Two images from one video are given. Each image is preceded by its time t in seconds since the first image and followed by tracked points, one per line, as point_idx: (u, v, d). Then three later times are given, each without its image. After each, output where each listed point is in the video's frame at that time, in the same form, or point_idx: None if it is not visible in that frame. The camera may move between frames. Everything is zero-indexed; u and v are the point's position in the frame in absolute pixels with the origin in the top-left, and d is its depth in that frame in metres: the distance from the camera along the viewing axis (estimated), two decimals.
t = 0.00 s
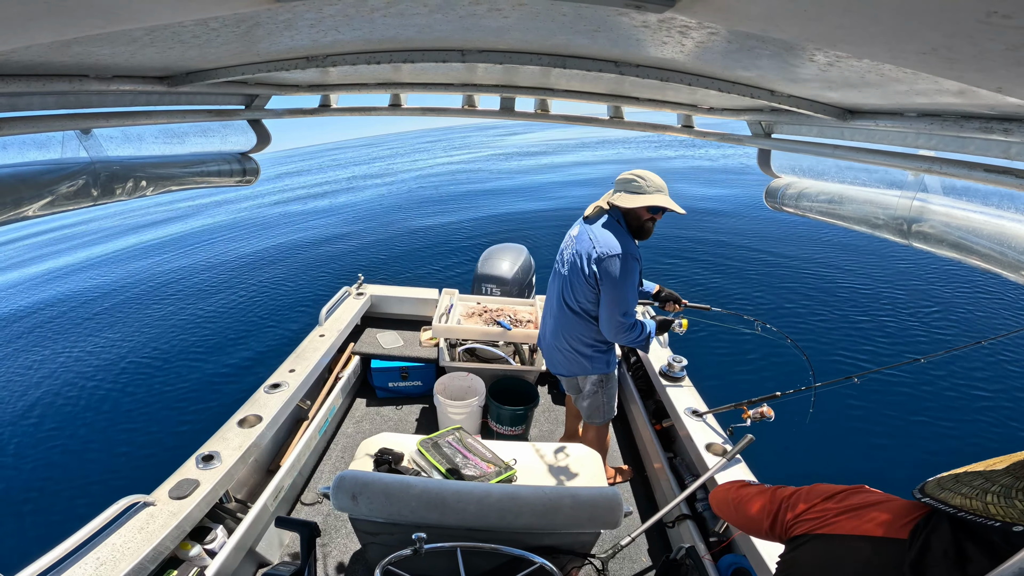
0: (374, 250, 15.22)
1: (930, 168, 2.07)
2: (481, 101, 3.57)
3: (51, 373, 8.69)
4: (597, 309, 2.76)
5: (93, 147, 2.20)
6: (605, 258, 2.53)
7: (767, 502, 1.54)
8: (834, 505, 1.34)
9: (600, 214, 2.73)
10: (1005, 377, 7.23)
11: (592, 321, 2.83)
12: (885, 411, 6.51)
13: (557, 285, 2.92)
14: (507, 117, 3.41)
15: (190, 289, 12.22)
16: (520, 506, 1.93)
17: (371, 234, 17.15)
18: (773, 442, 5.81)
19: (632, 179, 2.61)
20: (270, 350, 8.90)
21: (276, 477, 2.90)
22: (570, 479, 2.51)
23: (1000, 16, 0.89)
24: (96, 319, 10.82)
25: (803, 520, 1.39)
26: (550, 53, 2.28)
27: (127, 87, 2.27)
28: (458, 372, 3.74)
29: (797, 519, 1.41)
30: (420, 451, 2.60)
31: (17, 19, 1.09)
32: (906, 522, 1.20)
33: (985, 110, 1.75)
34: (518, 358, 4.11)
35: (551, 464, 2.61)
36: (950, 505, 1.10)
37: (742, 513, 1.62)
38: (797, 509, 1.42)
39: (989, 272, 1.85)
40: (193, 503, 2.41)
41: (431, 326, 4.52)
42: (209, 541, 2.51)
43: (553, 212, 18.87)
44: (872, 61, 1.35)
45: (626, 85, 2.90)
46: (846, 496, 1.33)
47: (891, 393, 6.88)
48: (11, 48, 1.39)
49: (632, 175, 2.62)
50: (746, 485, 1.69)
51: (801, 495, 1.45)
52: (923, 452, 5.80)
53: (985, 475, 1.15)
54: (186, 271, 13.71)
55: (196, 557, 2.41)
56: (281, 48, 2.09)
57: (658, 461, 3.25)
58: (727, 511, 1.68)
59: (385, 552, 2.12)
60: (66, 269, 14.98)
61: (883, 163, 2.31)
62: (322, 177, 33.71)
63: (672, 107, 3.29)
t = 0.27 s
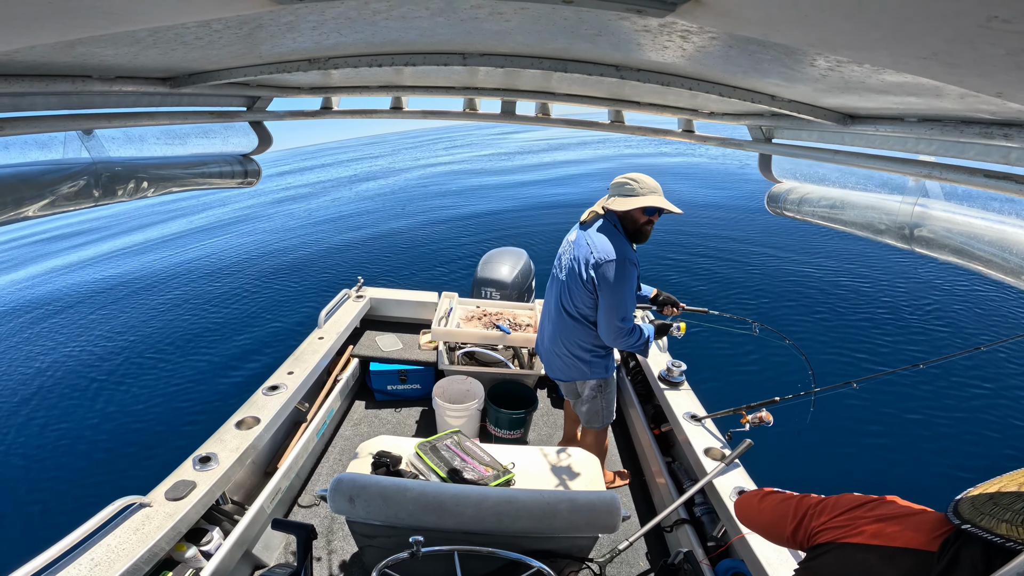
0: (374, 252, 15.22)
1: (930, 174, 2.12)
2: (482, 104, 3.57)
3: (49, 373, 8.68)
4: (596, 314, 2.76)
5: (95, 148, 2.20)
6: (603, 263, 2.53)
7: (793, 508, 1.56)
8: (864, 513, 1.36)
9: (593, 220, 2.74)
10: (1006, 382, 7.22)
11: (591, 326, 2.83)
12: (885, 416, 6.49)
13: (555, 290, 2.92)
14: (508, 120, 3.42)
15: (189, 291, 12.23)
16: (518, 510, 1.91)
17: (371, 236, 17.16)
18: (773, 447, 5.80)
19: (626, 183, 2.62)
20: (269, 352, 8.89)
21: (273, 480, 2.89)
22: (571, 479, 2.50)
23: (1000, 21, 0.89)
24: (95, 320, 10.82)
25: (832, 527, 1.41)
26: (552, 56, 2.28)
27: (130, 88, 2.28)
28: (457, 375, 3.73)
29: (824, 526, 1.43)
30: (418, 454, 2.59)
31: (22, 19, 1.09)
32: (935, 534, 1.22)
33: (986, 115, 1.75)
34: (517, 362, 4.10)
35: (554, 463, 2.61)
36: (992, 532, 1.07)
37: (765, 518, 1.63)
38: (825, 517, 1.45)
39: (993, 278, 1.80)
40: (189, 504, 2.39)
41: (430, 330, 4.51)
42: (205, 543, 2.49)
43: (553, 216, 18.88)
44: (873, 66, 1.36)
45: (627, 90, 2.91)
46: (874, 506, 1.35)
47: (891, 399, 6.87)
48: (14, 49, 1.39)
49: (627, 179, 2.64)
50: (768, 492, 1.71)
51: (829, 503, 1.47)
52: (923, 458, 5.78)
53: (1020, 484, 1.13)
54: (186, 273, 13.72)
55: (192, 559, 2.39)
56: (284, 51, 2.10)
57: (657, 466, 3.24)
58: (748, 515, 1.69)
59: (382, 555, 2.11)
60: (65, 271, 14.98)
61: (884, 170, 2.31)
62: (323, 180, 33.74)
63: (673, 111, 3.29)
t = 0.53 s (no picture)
0: (375, 253, 15.23)
1: (931, 176, 2.10)
2: (483, 106, 3.58)
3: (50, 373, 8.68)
4: (597, 315, 2.75)
5: (98, 149, 2.21)
6: (604, 265, 2.54)
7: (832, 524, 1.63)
8: (908, 528, 1.43)
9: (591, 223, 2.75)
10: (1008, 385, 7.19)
11: (592, 327, 2.83)
12: (886, 419, 6.47)
13: (557, 292, 2.92)
14: (509, 122, 3.42)
15: (190, 291, 12.24)
16: (518, 512, 1.91)
17: (371, 237, 17.17)
18: (773, 449, 5.78)
19: (625, 185, 2.64)
20: (270, 352, 8.89)
21: (273, 481, 2.89)
22: (575, 479, 2.50)
23: (1001, 22, 0.89)
24: (95, 320, 10.82)
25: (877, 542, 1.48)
26: (553, 58, 2.29)
27: (132, 89, 2.29)
28: (458, 377, 3.73)
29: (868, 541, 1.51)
30: (418, 455, 2.59)
31: (23, 20, 1.09)
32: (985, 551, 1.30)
33: (986, 118, 1.75)
34: (517, 364, 4.10)
35: (556, 463, 2.61)
36: None
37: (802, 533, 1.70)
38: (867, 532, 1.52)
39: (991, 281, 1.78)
40: (188, 505, 2.39)
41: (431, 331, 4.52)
42: (205, 544, 2.49)
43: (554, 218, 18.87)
44: (874, 68, 1.36)
45: (628, 91, 2.91)
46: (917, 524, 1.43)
47: (893, 402, 6.85)
48: (17, 49, 1.40)
49: (626, 180, 2.65)
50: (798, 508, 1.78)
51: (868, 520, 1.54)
52: (924, 461, 5.76)
53: None
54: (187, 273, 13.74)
55: (191, 559, 2.39)
56: (285, 52, 2.11)
57: (657, 468, 3.23)
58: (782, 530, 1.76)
59: (381, 556, 2.11)
60: (65, 271, 15.00)
61: (884, 171, 2.31)
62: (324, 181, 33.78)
63: (674, 113, 3.29)
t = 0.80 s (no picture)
0: (377, 252, 15.23)
1: (933, 174, 2.09)
2: (484, 104, 3.57)
3: (53, 373, 8.71)
4: (601, 313, 2.75)
5: (99, 148, 2.22)
6: (608, 262, 2.54)
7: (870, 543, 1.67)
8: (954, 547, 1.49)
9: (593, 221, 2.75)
10: (1011, 383, 7.18)
11: (596, 325, 2.83)
12: (888, 417, 6.46)
13: (560, 290, 2.92)
14: (510, 120, 3.42)
15: (192, 290, 12.26)
16: (519, 511, 1.91)
17: (373, 236, 17.17)
18: (775, 448, 5.78)
19: (625, 182, 2.63)
20: (272, 352, 8.90)
21: (275, 480, 2.90)
22: (573, 479, 2.51)
23: (1003, 21, 0.89)
24: (97, 320, 10.84)
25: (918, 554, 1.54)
26: (554, 56, 2.28)
27: (132, 89, 2.29)
28: (459, 375, 3.74)
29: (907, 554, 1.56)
30: (420, 454, 2.59)
31: (24, 20, 1.09)
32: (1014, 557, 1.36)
33: (989, 115, 1.75)
34: (519, 362, 4.10)
35: (556, 463, 2.61)
36: None
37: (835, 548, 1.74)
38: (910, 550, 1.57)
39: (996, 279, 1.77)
40: (191, 504, 2.40)
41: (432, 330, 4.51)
42: (207, 543, 2.49)
43: (555, 216, 18.85)
44: (876, 66, 1.35)
45: (628, 89, 2.91)
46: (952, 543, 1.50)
47: (896, 400, 6.84)
48: (19, 50, 1.40)
49: (627, 177, 2.65)
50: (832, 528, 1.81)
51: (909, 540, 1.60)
52: (925, 460, 5.76)
53: None
54: (188, 272, 13.76)
55: (193, 558, 2.40)
56: (285, 51, 2.11)
57: (658, 467, 3.23)
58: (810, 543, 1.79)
59: (383, 555, 2.11)
60: (67, 271, 15.02)
61: (886, 169, 2.30)
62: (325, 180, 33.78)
63: (675, 111, 3.28)
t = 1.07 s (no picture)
0: (378, 250, 15.24)
1: (934, 170, 2.07)
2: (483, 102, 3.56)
3: (55, 372, 8.73)
4: (606, 310, 2.75)
5: (99, 147, 2.22)
6: (615, 258, 2.54)
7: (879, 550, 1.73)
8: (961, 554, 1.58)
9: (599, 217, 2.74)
10: (1013, 380, 7.18)
11: (601, 322, 2.83)
12: (889, 414, 6.47)
13: (564, 287, 2.91)
14: (510, 118, 3.41)
15: (193, 289, 12.27)
16: (521, 509, 1.92)
17: (374, 235, 17.18)
18: (776, 445, 5.79)
19: (628, 179, 2.64)
20: (274, 350, 8.92)
21: (278, 478, 2.91)
22: (572, 479, 2.51)
23: (1003, 17, 0.89)
24: (99, 318, 10.86)
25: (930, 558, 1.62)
26: (554, 54, 2.28)
27: (132, 88, 2.29)
28: (460, 373, 3.74)
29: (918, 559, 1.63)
30: (421, 452, 2.60)
31: (24, 20, 1.09)
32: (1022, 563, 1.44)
33: (990, 112, 1.74)
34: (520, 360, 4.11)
35: (553, 463, 2.61)
36: None
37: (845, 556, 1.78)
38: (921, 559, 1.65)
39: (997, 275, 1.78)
40: (194, 503, 2.41)
41: (433, 328, 4.52)
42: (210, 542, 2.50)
43: (556, 214, 18.84)
44: (877, 63, 1.35)
45: (629, 86, 2.90)
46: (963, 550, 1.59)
47: (897, 397, 6.84)
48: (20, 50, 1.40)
49: (630, 172, 2.64)
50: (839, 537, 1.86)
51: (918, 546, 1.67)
52: (926, 456, 5.76)
53: None
54: (190, 271, 13.77)
55: (197, 557, 2.40)
56: (285, 49, 2.11)
57: (660, 464, 3.24)
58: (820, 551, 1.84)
59: (385, 552, 2.12)
60: (68, 270, 15.04)
61: (887, 165, 2.30)
62: (325, 178, 33.76)
63: (675, 108, 3.28)
